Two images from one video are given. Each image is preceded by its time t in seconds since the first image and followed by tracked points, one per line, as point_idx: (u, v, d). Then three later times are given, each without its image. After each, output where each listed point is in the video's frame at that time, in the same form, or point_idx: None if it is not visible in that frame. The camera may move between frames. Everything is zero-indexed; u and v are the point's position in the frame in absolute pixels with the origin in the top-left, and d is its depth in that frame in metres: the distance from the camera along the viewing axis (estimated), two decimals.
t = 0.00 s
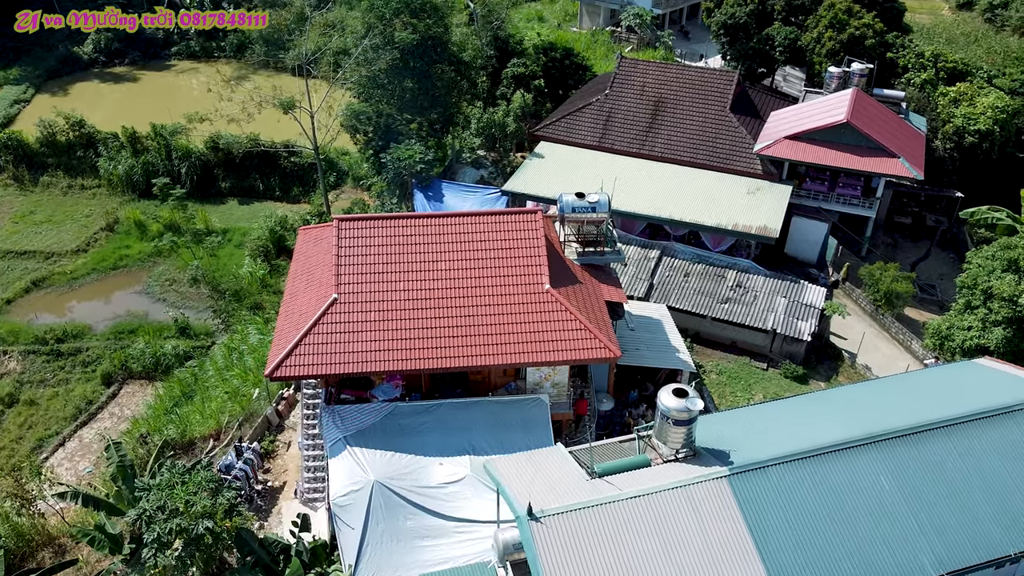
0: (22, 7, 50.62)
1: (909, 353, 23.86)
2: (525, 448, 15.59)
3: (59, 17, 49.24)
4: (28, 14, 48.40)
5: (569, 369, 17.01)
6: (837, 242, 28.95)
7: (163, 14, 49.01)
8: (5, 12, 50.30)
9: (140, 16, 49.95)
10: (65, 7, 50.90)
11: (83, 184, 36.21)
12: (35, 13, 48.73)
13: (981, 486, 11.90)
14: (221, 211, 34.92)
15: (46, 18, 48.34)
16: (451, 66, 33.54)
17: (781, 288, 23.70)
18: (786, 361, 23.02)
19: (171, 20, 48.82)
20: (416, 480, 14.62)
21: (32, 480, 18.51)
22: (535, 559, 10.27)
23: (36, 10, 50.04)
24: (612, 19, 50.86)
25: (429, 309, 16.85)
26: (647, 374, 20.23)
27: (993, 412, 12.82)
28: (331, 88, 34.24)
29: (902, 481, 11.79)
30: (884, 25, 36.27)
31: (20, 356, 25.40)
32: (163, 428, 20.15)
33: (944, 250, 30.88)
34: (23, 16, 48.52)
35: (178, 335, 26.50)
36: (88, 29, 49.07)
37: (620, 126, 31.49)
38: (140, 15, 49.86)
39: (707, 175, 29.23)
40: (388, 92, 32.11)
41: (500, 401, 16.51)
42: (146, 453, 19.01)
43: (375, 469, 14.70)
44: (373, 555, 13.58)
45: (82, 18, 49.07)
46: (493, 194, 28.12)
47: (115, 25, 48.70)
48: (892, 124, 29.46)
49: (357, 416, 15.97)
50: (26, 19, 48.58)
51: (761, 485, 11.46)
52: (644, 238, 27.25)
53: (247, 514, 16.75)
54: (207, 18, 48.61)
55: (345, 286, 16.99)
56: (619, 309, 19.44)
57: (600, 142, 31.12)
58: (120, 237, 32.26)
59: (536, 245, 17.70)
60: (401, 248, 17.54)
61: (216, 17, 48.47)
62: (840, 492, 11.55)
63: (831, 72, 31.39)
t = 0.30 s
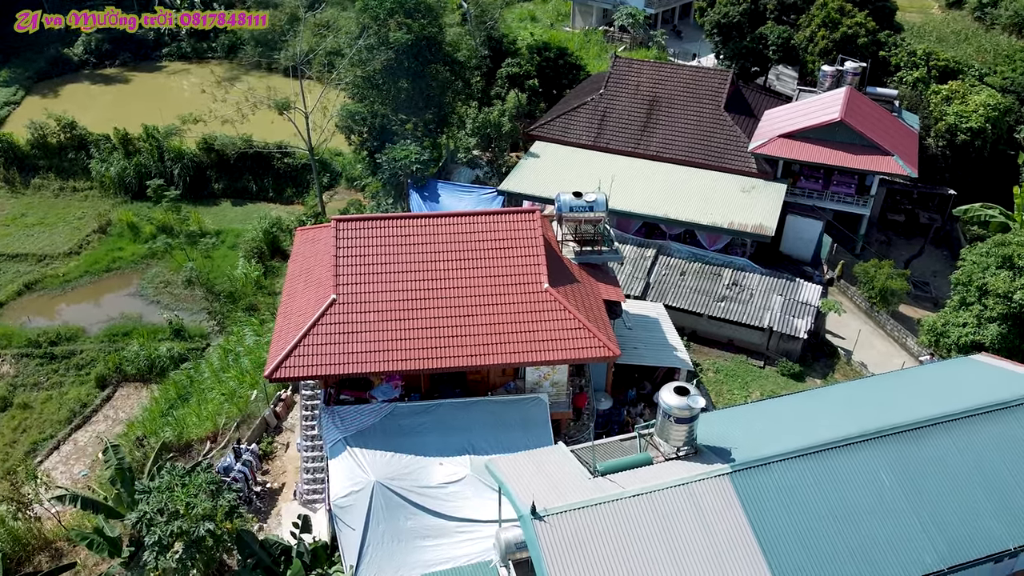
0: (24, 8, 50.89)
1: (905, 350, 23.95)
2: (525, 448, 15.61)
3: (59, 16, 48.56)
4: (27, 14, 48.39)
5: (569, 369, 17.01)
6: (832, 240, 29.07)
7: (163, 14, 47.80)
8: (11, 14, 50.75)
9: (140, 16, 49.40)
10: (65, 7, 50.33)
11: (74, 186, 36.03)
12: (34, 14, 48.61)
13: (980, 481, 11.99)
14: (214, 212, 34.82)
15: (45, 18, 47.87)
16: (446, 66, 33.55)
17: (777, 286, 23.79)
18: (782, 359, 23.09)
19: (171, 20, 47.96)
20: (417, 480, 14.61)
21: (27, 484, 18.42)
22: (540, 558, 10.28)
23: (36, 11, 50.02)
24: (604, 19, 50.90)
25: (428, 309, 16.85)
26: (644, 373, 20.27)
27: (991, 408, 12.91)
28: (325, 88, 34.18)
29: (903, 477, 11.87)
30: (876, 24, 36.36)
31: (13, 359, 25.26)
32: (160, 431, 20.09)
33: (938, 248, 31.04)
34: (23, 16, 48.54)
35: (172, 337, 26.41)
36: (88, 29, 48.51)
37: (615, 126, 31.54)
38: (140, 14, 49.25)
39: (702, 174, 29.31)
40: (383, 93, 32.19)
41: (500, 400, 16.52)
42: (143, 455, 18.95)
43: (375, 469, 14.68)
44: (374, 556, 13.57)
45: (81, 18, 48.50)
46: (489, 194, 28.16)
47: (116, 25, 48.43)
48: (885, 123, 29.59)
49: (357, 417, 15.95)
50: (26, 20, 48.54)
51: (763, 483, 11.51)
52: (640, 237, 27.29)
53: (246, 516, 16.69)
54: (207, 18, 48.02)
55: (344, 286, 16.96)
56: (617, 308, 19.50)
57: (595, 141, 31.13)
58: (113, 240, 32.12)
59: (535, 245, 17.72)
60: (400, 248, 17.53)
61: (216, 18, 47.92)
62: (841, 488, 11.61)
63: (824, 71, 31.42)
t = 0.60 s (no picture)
0: (22, 8, 50.48)
1: (900, 347, 24.05)
2: (525, 447, 15.61)
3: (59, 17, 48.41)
4: (28, 14, 47.89)
5: (568, 368, 17.04)
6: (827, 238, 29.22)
7: (162, 15, 47.16)
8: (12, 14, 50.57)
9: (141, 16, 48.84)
10: (65, 7, 50.06)
11: (66, 189, 35.85)
12: (34, 13, 48.25)
13: (979, 476, 12.06)
14: (208, 214, 34.72)
15: (46, 18, 47.53)
16: (441, 67, 33.55)
17: (773, 284, 23.87)
18: (779, 357, 23.18)
19: (171, 21, 47.34)
20: (417, 481, 14.60)
21: (23, 488, 18.33)
22: (544, 557, 10.28)
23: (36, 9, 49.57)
24: (597, 19, 50.93)
25: (427, 310, 16.85)
26: (642, 372, 20.36)
27: (989, 404, 13.00)
28: (318, 89, 34.08)
29: (903, 473, 11.93)
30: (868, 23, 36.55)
31: (6, 362, 25.11)
32: (156, 433, 20.02)
33: (931, 245, 31.09)
34: (23, 16, 48.20)
35: (167, 339, 26.31)
36: (88, 29, 48.25)
37: (610, 125, 31.59)
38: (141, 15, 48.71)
39: (697, 173, 29.38)
40: (378, 94, 32.19)
41: (500, 400, 16.53)
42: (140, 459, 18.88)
43: (376, 470, 14.67)
44: (376, 557, 13.56)
45: (81, 18, 48.25)
46: (485, 194, 28.18)
47: (116, 25, 48.18)
48: (879, 121, 29.72)
49: (356, 418, 15.94)
50: (26, 20, 48.18)
51: (764, 480, 11.56)
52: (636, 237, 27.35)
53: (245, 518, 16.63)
54: (207, 18, 47.46)
55: (343, 287, 16.94)
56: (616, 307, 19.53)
57: (590, 141, 31.16)
58: (106, 242, 31.98)
59: (533, 245, 17.72)
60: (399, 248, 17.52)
61: (216, 18, 47.06)
62: (842, 485, 11.67)
63: (818, 70, 31.61)
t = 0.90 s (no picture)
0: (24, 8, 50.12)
1: (895, 345, 24.14)
2: (525, 447, 15.62)
3: (59, 16, 47.71)
4: (27, 14, 47.36)
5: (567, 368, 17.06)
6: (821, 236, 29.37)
7: (162, 14, 47.15)
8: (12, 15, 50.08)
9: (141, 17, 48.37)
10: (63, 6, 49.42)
11: (58, 191, 35.66)
12: (35, 13, 47.70)
13: (978, 472, 12.14)
14: (201, 216, 34.60)
15: (45, 18, 47.03)
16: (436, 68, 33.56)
17: (769, 282, 23.94)
18: (776, 355, 23.29)
19: (171, 20, 47.14)
20: (418, 481, 14.59)
21: (18, 492, 18.24)
22: (548, 557, 10.29)
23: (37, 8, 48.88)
24: (590, 19, 50.98)
25: (427, 310, 16.84)
26: (639, 370, 20.46)
27: (987, 400, 13.09)
28: (313, 90, 33.98)
29: (903, 469, 12.00)
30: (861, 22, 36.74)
31: None
32: (153, 436, 19.92)
33: (925, 243, 31.29)
34: (23, 16, 47.49)
35: (161, 341, 26.21)
36: (88, 30, 47.95)
37: (605, 125, 31.64)
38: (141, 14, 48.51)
39: (692, 172, 29.47)
40: (372, 94, 32.15)
41: (499, 400, 16.53)
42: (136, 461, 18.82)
43: (376, 471, 14.65)
44: (376, 558, 13.55)
45: (81, 18, 47.77)
46: (481, 194, 28.22)
47: (116, 25, 48.09)
48: (872, 120, 29.85)
49: (356, 419, 15.92)
50: (26, 19, 47.56)
51: (766, 478, 11.60)
52: (632, 236, 27.40)
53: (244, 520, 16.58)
54: (207, 18, 47.06)
55: (342, 288, 16.92)
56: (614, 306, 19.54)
57: (585, 141, 31.19)
58: (98, 244, 31.83)
59: (532, 245, 17.73)
60: (399, 249, 17.52)
61: (215, 18, 46.60)
62: (843, 481, 11.72)
63: (811, 69, 31.77)
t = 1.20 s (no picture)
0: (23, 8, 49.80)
1: (891, 342, 24.27)
2: (525, 447, 15.62)
3: (59, 16, 47.91)
4: (27, 14, 47.33)
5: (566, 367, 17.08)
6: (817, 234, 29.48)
7: (162, 14, 47.25)
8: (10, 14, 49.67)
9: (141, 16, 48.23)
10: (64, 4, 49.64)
11: (49, 193, 35.46)
12: (35, 13, 47.65)
13: (978, 468, 12.20)
14: (194, 217, 34.47)
15: (46, 18, 47.06)
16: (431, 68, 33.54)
17: (765, 281, 24.03)
18: (772, 352, 23.38)
19: (171, 20, 47.34)
20: (418, 482, 14.57)
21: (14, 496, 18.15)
22: (552, 555, 10.29)
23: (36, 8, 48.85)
24: (583, 19, 51.06)
25: (426, 311, 16.82)
26: (638, 369, 20.54)
27: (985, 396, 13.16)
28: (307, 90, 33.90)
29: (904, 466, 12.05)
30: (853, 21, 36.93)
31: None
32: (149, 439, 19.82)
33: (918, 240, 31.45)
34: (23, 16, 47.45)
35: (156, 344, 26.10)
36: (88, 30, 47.96)
37: (600, 125, 31.68)
38: (141, 14, 48.21)
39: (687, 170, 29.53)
40: (367, 95, 32.11)
41: (498, 400, 16.53)
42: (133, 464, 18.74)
43: (376, 472, 14.62)
44: (378, 559, 13.52)
45: (81, 17, 47.99)
46: (477, 194, 28.22)
47: (116, 25, 47.72)
48: (866, 118, 29.95)
49: (356, 420, 15.89)
50: (26, 19, 47.48)
51: (768, 476, 11.63)
52: (628, 235, 27.42)
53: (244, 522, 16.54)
54: (207, 18, 46.76)
55: (340, 289, 16.89)
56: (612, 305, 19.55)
57: (580, 140, 31.22)
58: (91, 246, 31.67)
59: (530, 244, 17.72)
60: (397, 249, 17.49)
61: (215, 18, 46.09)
62: (845, 479, 11.76)
63: (805, 67, 31.77)
